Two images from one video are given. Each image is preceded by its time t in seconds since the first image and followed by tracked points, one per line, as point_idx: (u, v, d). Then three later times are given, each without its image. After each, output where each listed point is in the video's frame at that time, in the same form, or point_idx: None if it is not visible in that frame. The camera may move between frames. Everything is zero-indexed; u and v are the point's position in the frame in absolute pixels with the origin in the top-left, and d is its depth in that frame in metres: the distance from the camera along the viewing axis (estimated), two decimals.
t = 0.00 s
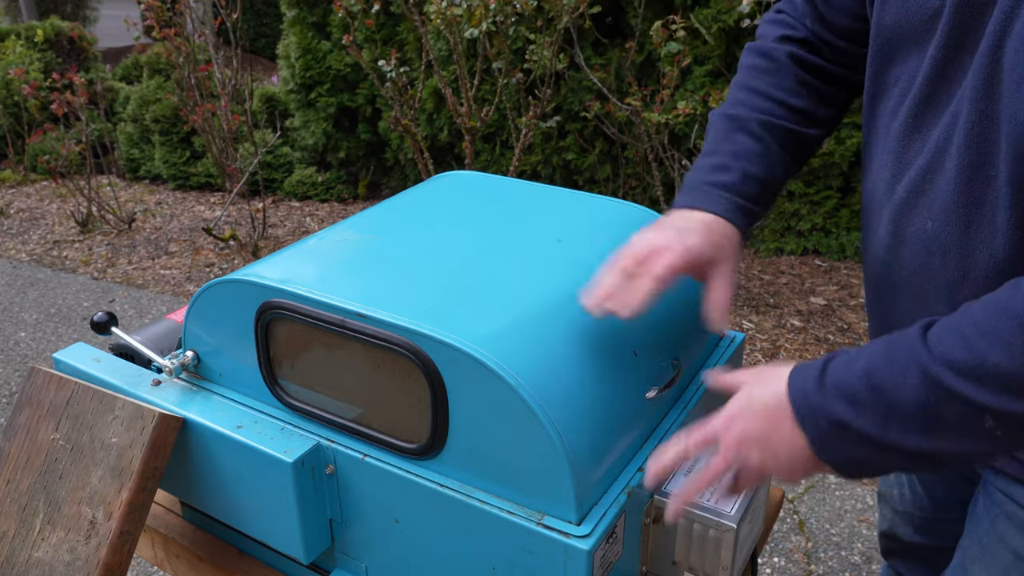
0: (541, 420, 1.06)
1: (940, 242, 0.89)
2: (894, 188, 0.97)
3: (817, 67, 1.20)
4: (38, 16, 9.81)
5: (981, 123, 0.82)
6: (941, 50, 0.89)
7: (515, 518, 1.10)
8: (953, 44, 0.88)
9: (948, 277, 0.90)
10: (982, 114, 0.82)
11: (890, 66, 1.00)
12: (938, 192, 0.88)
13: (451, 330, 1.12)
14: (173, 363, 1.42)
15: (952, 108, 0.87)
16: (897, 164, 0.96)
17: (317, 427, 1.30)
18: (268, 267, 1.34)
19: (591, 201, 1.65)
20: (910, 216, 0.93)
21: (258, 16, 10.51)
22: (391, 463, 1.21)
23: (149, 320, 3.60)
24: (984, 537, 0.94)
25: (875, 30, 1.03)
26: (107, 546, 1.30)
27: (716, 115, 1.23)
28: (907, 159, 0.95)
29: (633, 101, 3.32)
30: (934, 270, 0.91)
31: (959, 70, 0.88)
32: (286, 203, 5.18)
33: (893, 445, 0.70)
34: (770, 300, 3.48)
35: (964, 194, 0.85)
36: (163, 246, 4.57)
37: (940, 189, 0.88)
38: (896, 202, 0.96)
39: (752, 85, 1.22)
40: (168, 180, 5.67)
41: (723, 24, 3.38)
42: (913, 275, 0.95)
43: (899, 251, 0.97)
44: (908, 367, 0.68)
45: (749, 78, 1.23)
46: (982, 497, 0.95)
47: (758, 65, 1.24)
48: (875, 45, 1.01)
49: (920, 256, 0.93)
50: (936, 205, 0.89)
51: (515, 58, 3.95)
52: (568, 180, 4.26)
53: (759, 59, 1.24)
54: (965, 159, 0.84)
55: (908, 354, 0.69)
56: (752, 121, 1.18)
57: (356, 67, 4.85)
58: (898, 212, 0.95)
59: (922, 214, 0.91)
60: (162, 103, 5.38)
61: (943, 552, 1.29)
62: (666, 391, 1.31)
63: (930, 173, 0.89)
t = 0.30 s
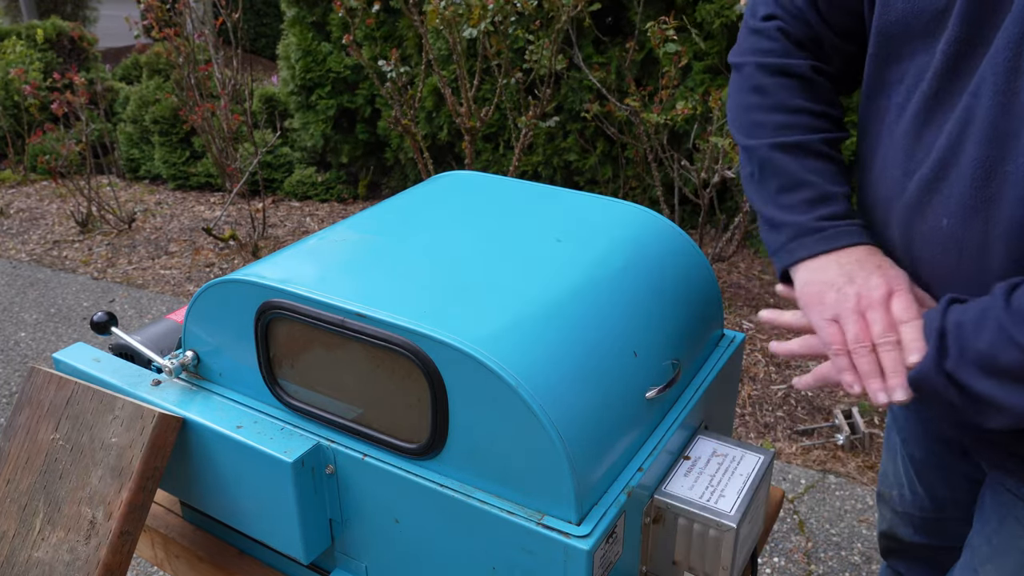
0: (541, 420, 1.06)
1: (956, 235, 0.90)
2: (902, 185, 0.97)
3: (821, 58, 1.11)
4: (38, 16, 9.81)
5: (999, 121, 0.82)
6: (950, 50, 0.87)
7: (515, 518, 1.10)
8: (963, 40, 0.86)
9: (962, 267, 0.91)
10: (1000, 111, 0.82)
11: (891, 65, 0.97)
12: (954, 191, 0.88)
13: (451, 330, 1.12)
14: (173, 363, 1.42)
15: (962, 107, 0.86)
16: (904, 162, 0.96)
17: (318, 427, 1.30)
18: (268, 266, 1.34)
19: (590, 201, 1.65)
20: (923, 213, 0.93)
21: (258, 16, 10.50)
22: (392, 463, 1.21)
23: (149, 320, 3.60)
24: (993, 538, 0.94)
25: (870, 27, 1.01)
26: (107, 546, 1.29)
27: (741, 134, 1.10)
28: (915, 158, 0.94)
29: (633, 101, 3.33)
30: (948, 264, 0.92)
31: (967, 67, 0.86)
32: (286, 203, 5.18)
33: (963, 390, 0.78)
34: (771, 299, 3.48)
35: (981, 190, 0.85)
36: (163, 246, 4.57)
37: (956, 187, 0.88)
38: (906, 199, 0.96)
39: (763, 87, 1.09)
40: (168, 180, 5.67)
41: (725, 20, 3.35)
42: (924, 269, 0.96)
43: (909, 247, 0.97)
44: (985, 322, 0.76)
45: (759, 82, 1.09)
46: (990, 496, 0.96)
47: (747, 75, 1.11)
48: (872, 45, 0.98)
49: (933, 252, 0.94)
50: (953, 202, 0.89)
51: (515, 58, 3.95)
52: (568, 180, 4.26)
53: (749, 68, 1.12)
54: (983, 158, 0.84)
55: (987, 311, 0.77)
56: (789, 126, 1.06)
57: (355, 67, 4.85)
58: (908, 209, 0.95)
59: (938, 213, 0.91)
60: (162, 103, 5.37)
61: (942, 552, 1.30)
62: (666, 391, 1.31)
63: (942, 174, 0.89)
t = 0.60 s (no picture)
0: (541, 420, 1.06)
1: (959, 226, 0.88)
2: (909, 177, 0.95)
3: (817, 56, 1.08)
4: (38, 16, 9.81)
5: (1006, 105, 0.80)
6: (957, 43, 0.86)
7: (515, 518, 1.10)
8: (972, 29, 0.84)
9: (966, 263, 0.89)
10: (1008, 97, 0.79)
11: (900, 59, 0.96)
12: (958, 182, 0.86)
13: (451, 330, 1.12)
14: (173, 363, 1.42)
15: (968, 97, 0.84)
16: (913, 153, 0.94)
17: (318, 427, 1.30)
18: (268, 266, 1.34)
19: (591, 201, 1.65)
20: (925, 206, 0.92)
21: (258, 15, 10.50)
22: (392, 463, 1.21)
23: (149, 320, 3.60)
24: (991, 538, 0.94)
25: (883, 22, 1.00)
26: (107, 546, 1.29)
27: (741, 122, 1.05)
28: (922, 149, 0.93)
29: (633, 101, 3.33)
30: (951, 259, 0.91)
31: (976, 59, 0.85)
32: (286, 203, 5.18)
33: (946, 372, 0.71)
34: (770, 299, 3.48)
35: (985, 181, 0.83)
36: (163, 246, 4.57)
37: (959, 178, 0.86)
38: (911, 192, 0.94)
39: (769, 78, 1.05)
40: (168, 180, 5.67)
41: (725, 22, 3.35)
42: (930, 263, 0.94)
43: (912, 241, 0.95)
44: (978, 300, 0.70)
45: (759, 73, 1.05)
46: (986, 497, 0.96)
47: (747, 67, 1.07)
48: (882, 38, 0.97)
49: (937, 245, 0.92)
50: (957, 191, 0.87)
51: (515, 58, 3.95)
52: (568, 180, 4.26)
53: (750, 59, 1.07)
54: (990, 143, 0.82)
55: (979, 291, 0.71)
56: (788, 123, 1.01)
57: (356, 67, 4.85)
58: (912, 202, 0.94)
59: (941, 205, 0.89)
60: (162, 103, 5.38)
61: (941, 552, 1.30)
62: (665, 391, 1.31)
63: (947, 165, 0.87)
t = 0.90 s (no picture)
0: (540, 420, 1.06)
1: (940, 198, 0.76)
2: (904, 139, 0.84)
3: None
4: (37, 16, 9.81)
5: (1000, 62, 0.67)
6: None
7: (515, 518, 1.10)
8: None
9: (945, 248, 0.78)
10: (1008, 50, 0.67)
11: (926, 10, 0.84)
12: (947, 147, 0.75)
13: (451, 330, 1.12)
14: (173, 363, 1.42)
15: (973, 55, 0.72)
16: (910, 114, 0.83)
17: (318, 427, 1.31)
18: (268, 266, 1.34)
19: (590, 202, 1.65)
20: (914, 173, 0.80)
21: (258, 15, 10.50)
22: (392, 463, 1.21)
23: (149, 320, 3.60)
24: (980, 538, 0.92)
25: None
26: (107, 546, 1.30)
27: None
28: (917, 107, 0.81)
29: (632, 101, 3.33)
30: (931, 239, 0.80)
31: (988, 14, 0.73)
32: (286, 203, 5.18)
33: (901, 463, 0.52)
34: (770, 300, 3.49)
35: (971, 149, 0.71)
36: (163, 246, 4.58)
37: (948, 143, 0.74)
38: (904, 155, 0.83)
39: None
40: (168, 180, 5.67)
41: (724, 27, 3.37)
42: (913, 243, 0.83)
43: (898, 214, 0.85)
44: (915, 364, 0.49)
45: None
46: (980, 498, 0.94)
47: None
48: None
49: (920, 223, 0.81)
50: (949, 154, 0.74)
51: (515, 58, 3.95)
52: (568, 180, 4.26)
53: None
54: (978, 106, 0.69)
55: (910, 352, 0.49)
56: None
57: (356, 67, 4.84)
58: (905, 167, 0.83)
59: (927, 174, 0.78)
60: (162, 103, 5.38)
61: (937, 552, 1.30)
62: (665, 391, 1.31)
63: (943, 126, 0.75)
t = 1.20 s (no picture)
0: (539, 419, 1.06)
1: (925, 189, 0.88)
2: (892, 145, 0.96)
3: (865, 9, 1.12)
4: (37, 16, 9.81)
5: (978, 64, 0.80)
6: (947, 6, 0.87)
7: (515, 518, 1.10)
8: None
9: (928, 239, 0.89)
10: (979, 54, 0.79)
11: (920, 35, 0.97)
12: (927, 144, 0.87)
13: (451, 329, 1.12)
14: (173, 363, 1.42)
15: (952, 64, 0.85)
16: (899, 120, 0.95)
17: (317, 427, 1.31)
18: (268, 267, 1.34)
19: (589, 202, 1.65)
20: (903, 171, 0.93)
21: (258, 15, 10.49)
22: (391, 463, 1.21)
23: (149, 320, 3.59)
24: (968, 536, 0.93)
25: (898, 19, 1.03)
26: (107, 546, 1.29)
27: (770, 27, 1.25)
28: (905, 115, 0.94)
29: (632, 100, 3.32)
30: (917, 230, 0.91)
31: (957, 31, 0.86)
32: (286, 203, 5.18)
33: None
34: (770, 300, 3.49)
35: (949, 141, 0.84)
36: (163, 246, 4.57)
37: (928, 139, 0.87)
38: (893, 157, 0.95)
39: None
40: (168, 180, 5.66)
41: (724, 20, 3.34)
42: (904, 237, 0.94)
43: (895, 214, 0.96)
44: None
45: None
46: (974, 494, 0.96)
47: None
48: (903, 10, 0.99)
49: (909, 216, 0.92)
50: (929, 151, 0.87)
51: (515, 58, 3.95)
52: (568, 180, 4.26)
53: None
54: (961, 104, 0.81)
55: None
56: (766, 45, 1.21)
57: (356, 67, 4.83)
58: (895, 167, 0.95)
59: (913, 169, 0.90)
60: (162, 103, 5.39)
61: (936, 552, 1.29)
62: (665, 392, 1.31)
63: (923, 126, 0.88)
